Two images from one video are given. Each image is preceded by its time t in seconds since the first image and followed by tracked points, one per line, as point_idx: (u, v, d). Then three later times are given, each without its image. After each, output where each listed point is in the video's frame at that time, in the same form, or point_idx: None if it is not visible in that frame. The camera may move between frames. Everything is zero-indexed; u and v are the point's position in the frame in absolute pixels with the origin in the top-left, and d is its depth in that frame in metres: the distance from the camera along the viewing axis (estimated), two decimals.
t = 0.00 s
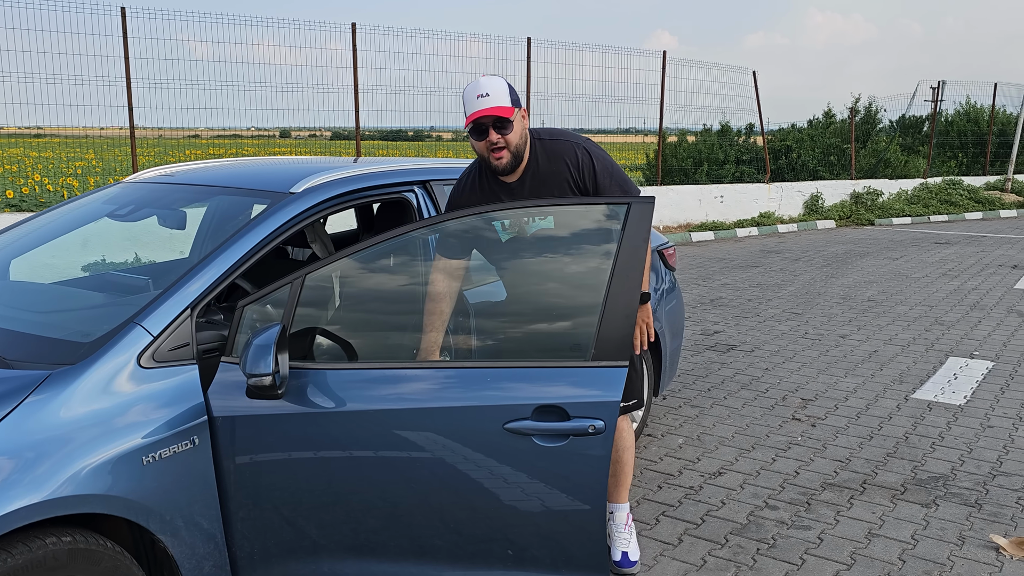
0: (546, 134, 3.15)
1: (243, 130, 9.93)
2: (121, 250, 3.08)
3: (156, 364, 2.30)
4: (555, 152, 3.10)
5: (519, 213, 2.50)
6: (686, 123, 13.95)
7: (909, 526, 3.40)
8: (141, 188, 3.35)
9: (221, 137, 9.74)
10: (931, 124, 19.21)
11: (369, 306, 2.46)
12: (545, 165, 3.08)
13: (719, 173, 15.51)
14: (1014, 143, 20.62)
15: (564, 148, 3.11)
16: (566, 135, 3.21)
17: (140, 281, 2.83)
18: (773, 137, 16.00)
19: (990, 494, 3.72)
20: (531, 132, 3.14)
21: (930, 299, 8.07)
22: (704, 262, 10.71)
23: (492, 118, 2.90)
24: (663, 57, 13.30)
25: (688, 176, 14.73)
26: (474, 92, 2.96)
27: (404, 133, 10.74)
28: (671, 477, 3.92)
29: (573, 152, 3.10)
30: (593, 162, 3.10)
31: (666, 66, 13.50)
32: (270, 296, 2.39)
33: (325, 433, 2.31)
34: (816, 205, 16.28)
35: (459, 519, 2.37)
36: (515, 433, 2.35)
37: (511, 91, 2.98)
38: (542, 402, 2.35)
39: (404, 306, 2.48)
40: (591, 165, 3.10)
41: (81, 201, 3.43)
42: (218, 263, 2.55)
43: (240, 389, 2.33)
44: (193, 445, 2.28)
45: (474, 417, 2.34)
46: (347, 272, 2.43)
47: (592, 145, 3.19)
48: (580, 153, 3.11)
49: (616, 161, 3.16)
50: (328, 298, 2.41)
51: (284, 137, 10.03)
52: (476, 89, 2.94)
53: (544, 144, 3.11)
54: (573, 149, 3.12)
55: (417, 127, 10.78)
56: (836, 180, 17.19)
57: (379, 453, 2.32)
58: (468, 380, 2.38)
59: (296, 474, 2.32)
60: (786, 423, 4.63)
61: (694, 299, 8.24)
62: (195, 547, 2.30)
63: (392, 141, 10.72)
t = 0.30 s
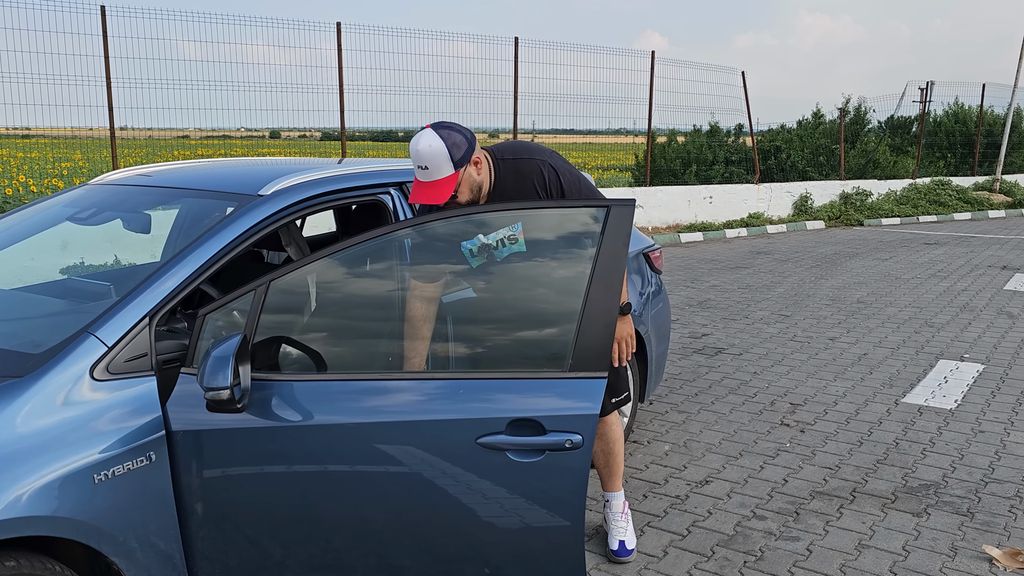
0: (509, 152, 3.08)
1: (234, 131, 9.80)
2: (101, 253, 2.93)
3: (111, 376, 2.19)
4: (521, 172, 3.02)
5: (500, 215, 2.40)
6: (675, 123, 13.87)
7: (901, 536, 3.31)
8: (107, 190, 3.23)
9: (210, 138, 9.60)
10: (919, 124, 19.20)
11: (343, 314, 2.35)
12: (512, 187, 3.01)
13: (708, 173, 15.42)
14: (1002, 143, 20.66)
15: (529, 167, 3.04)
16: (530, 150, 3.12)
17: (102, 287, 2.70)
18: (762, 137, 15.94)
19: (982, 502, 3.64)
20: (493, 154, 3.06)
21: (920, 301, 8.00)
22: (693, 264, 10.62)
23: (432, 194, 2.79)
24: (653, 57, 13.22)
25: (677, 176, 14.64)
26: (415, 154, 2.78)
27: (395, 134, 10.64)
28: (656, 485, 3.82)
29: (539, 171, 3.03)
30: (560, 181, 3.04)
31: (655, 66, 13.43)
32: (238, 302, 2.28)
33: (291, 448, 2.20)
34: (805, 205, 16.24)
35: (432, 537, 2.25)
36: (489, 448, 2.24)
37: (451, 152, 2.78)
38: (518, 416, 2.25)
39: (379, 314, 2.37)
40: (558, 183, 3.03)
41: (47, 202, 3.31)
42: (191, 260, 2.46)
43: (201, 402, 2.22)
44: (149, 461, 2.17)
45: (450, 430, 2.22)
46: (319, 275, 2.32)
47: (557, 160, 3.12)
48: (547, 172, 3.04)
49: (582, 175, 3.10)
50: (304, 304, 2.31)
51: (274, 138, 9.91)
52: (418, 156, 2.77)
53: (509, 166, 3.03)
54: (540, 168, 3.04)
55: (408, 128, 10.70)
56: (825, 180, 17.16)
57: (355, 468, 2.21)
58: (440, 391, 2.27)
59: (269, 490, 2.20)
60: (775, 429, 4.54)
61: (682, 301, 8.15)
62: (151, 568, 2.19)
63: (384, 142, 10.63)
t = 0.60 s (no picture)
0: (477, 169, 2.92)
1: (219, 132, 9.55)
2: (69, 256, 2.65)
3: (23, 399, 2.00)
4: (486, 191, 2.86)
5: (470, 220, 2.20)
6: (660, 123, 13.72)
7: (892, 557, 3.14)
8: (44, 193, 3.02)
9: (194, 139, 9.35)
10: (905, 124, 19.13)
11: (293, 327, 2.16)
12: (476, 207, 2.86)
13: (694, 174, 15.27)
14: (988, 143, 20.64)
15: (494, 186, 2.87)
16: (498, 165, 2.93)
17: (30, 297, 2.48)
18: (749, 138, 15.81)
19: (976, 518, 3.47)
20: (460, 170, 2.90)
21: (908, 304, 7.86)
22: (678, 266, 10.46)
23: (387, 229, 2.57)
24: (637, 56, 13.05)
25: (663, 177, 14.46)
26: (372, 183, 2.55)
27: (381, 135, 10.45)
28: (636, 502, 3.63)
29: (505, 190, 2.86)
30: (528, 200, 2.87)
31: (640, 66, 13.28)
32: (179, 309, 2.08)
33: (234, 475, 2.00)
34: (791, 206, 16.12)
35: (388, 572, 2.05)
36: (443, 478, 2.03)
37: (409, 186, 2.52)
38: (473, 442, 2.05)
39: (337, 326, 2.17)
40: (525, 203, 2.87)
41: None
42: (132, 262, 2.30)
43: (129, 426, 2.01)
44: (69, 492, 1.97)
45: (405, 455, 2.02)
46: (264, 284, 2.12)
47: (527, 176, 2.94)
48: (513, 191, 2.88)
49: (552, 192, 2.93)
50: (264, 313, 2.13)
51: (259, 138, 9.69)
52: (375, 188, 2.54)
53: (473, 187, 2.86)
54: (506, 187, 2.88)
55: (393, 129, 10.51)
56: (812, 180, 17.05)
57: (317, 495, 2.01)
58: (392, 411, 2.07)
59: (222, 519, 2.01)
60: (760, 440, 4.36)
61: (666, 305, 7.97)
62: None
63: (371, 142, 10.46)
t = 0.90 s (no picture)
0: (439, 169, 2.68)
1: (205, 129, 9.22)
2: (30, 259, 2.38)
3: None
4: (451, 190, 2.62)
5: (414, 233, 1.99)
6: (643, 123, 13.53)
7: None
8: None
9: (178, 138, 9.02)
10: (888, 124, 19.05)
11: (221, 352, 1.94)
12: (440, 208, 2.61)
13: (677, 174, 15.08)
14: (970, 143, 20.62)
15: (459, 185, 2.63)
16: (467, 167, 2.70)
17: None
18: (732, 137, 15.66)
19: (966, 540, 3.29)
20: (420, 171, 2.65)
21: (893, 307, 7.70)
22: (660, 268, 10.28)
23: (349, 206, 2.28)
24: (620, 55, 12.86)
25: (645, 177, 14.28)
26: (327, 169, 2.31)
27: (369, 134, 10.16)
28: (609, 526, 3.43)
29: (470, 189, 2.62)
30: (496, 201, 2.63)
31: (622, 65, 13.09)
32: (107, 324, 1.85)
33: (147, 522, 1.78)
34: (775, 206, 15.99)
35: None
36: (376, 527, 1.82)
37: (373, 160, 2.32)
38: (412, 487, 1.83)
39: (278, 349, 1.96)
40: (493, 204, 2.63)
41: None
42: (49, 276, 2.09)
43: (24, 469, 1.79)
44: None
45: (339, 499, 1.81)
46: (185, 307, 1.91)
47: (497, 179, 2.71)
48: (481, 190, 2.64)
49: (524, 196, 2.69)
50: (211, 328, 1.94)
51: (246, 137, 9.39)
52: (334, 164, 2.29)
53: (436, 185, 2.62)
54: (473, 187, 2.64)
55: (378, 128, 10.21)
56: (795, 181, 16.93)
57: (267, 539, 1.81)
58: (323, 448, 1.86)
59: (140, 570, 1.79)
60: (740, 455, 4.18)
61: (646, 309, 7.77)
62: None
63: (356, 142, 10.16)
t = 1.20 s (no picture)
0: (409, 153, 2.44)
1: (191, 130, 8.99)
2: None
3: None
4: (422, 176, 2.39)
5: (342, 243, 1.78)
6: (627, 123, 13.34)
7: None
8: None
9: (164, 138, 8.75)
10: (874, 124, 18.94)
11: (139, 376, 1.74)
12: (413, 198, 2.38)
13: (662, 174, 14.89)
14: (955, 143, 20.57)
15: (433, 170, 2.40)
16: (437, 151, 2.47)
17: None
18: (717, 138, 15.50)
19: (956, 563, 3.10)
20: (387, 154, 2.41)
21: (878, 311, 7.53)
22: (642, 270, 10.08)
23: (329, 147, 2.16)
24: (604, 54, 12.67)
25: (630, 177, 14.09)
26: (304, 111, 2.19)
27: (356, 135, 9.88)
28: (578, 549, 3.22)
29: (445, 174, 2.40)
30: (473, 187, 2.41)
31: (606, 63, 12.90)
32: (2, 336, 1.64)
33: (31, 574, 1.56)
34: (760, 207, 15.86)
35: None
36: None
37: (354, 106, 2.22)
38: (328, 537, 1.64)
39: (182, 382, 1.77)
40: (469, 191, 2.40)
41: None
42: None
43: None
44: None
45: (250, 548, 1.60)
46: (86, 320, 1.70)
47: (470, 163, 2.48)
48: (456, 175, 2.41)
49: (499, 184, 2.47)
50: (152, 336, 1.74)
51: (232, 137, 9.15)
52: (313, 106, 2.18)
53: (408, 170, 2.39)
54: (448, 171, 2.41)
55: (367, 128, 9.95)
56: (780, 181, 16.80)
57: None
58: (234, 490, 1.65)
59: None
60: (719, 469, 3.98)
61: (627, 313, 7.57)
62: None
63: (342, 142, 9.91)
